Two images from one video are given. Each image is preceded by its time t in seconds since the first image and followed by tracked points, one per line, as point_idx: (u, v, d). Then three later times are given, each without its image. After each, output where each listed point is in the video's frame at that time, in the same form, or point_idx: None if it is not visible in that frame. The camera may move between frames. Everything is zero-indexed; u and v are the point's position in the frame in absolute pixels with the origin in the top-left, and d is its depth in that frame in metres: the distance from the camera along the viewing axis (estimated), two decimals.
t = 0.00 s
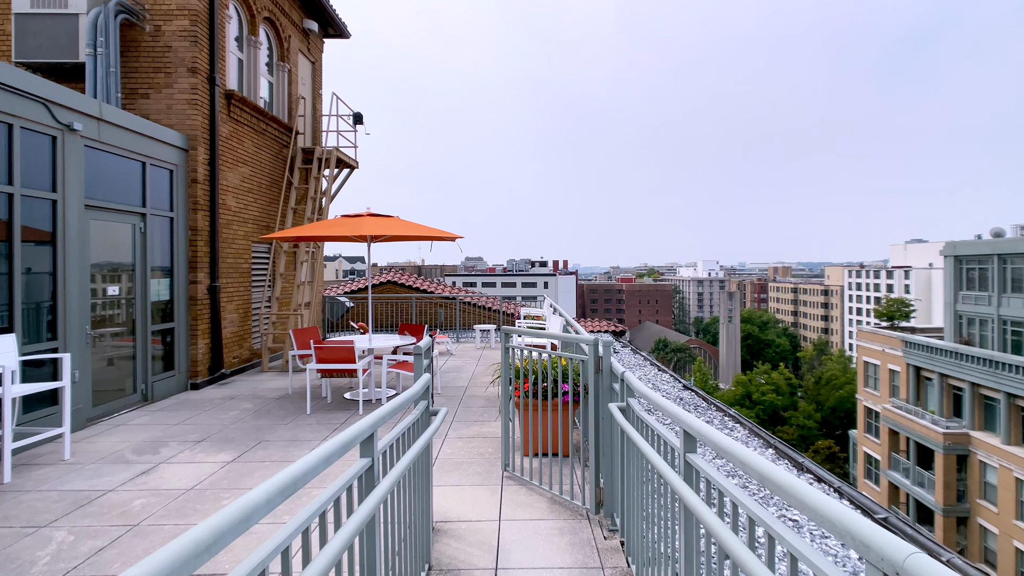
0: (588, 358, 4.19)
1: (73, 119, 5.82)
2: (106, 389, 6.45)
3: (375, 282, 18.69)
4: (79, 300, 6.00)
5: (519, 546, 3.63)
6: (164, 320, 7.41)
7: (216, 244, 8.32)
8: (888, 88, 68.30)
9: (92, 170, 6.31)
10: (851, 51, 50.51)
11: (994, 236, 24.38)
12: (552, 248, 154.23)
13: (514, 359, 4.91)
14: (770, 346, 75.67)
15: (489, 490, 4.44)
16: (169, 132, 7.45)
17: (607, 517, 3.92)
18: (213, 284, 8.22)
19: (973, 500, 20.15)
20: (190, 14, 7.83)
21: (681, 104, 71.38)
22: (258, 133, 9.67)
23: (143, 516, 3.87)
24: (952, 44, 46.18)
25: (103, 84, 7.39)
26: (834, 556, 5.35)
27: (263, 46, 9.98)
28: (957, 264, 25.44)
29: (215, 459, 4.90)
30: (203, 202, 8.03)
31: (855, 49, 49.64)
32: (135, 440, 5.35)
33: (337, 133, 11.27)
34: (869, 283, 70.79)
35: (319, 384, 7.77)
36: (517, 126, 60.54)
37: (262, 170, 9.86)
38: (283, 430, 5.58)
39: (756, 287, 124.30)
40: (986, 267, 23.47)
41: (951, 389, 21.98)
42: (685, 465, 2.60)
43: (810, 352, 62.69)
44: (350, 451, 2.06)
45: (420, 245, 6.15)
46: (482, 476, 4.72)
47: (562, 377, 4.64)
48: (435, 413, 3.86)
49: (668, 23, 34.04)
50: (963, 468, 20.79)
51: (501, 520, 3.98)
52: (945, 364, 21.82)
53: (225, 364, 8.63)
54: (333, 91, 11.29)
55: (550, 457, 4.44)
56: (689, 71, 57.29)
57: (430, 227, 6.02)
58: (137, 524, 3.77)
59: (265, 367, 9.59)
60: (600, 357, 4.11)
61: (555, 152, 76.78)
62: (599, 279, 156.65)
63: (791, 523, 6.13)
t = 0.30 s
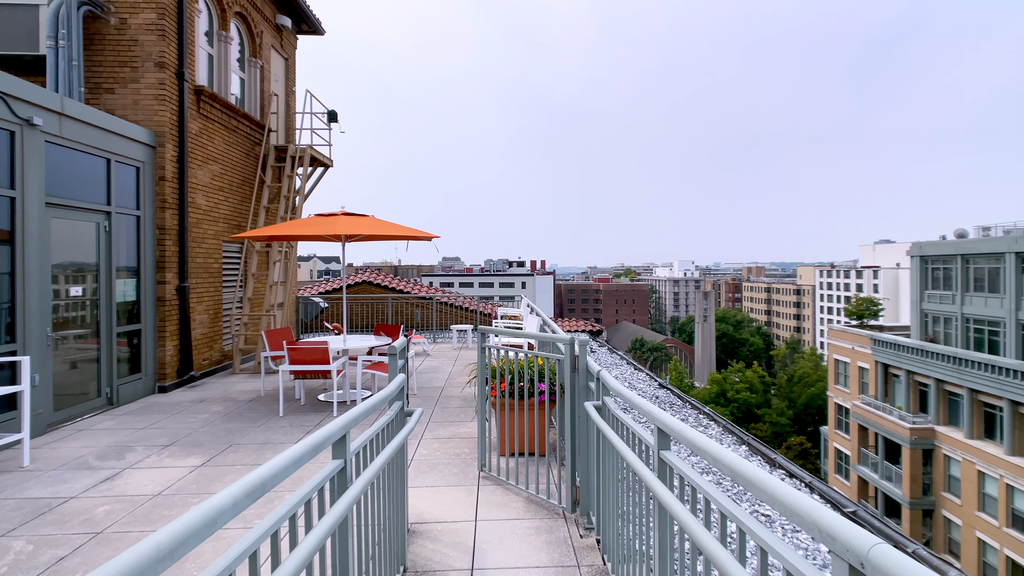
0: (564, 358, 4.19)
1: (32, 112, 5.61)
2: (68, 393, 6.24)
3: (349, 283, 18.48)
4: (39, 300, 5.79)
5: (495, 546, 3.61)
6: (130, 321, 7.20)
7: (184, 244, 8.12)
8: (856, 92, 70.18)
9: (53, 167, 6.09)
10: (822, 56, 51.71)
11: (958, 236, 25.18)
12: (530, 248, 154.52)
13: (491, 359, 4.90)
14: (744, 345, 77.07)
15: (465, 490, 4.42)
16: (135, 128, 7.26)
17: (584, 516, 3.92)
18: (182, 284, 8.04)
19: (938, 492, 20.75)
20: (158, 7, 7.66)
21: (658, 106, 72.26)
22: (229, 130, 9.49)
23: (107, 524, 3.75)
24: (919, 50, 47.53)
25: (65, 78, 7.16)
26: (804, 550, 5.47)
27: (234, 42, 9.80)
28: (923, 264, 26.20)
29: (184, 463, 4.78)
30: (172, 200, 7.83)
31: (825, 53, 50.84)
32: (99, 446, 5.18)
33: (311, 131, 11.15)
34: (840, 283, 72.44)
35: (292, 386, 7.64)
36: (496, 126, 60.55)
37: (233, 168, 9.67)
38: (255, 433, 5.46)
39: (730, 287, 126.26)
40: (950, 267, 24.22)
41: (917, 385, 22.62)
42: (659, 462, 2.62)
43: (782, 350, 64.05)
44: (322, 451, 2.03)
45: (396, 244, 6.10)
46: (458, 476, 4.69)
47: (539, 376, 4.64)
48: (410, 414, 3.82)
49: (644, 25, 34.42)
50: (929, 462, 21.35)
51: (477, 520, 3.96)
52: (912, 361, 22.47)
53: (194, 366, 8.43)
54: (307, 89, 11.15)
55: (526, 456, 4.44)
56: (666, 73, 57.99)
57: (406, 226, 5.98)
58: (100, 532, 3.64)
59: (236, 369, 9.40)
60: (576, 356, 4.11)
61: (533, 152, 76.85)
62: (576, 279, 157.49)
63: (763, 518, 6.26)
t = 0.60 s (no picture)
0: (540, 356, 4.20)
1: None
2: (28, 398, 6.02)
3: (322, 283, 18.26)
4: None
5: (471, 547, 3.59)
6: (93, 323, 6.98)
7: (152, 243, 7.94)
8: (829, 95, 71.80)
9: (13, 163, 5.87)
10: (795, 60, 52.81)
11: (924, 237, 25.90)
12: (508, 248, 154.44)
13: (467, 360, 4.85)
14: (719, 344, 78.38)
15: (441, 491, 4.40)
16: (100, 124, 7.06)
17: (559, 515, 3.93)
18: (149, 285, 7.85)
19: (905, 486, 21.34)
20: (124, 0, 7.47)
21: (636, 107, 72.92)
22: (199, 127, 9.30)
23: (68, 532, 3.62)
24: (887, 55, 48.92)
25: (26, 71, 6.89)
26: (774, 543, 5.59)
27: (204, 36, 9.61)
28: (890, 264, 26.88)
29: (152, 467, 4.66)
30: (138, 197, 7.65)
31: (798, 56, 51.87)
32: (60, 451, 5.01)
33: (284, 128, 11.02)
34: (811, 282, 74.20)
35: (264, 388, 7.49)
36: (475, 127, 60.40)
37: (203, 165, 9.48)
38: (225, 436, 5.35)
39: (705, 287, 128.35)
40: (917, 267, 24.89)
41: (885, 382, 23.22)
42: (633, 459, 2.64)
43: (756, 349, 65.20)
44: (293, 453, 2.00)
45: (371, 243, 6.02)
46: (435, 477, 4.64)
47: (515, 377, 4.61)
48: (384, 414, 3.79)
49: (622, 27, 34.71)
50: (896, 456, 21.95)
51: (454, 521, 3.93)
52: (880, 358, 23.04)
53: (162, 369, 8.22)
54: (280, 85, 11.00)
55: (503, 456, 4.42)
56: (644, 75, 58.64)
57: (381, 225, 5.92)
58: (62, 540, 3.52)
59: (207, 371, 9.18)
60: (552, 355, 4.12)
61: (512, 153, 76.93)
62: (554, 279, 157.93)
63: (735, 514, 6.38)
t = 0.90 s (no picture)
0: (516, 356, 4.18)
1: None
2: None
3: (295, 283, 18.02)
4: None
5: (446, 548, 3.56)
6: (53, 325, 6.75)
7: (117, 243, 7.73)
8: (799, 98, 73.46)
9: None
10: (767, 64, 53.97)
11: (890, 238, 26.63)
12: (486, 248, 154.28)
13: (443, 359, 4.80)
14: (694, 343, 79.66)
15: (416, 492, 4.35)
16: (61, 118, 6.84)
17: (535, 514, 3.92)
18: (114, 284, 7.63)
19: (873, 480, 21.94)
20: None
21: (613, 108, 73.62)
22: (167, 123, 9.08)
23: (27, 540, 3.49)
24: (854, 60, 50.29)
25: None
26: (746, 539, 5.68)
27: (171, 30, 9.39)
28: (859, 264, 27.56)
29: (117, 473, 4.53)
30: (102, 195, 7.43)
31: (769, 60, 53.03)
32: (18, 458, 4.82)
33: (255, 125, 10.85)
34: (783, 282, 75.84)
35: (235, 391, 7.33)
36: (453, 126, 60.26)
37: (171, 163, 9.26)
38: (194, 439, 5.22)
39: (681, 287, 130.17)
40: (884, 267, 25.57)
41: (854, 379, 23.80)
42: (607, 458, 2.64)
43: (730, 348, 66.34)
44: (260, 455, 1.95)
45: (346, 242, 5.96)
46: (409, 479, 4.59)
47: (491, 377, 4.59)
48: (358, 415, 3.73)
49: (599, 28, 35.04)
50: (864, 452, 22.55)
51: (428, 522, 3.90)
52: (850, 356, 23.60)
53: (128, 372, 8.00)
54: (251, 82, 10.84)
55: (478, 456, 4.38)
56: (620, 76, 59.13)
57: (356, 224, 5.85)
58: (20, 548, 3.39)
59: (175, 374, 8.95)
60: (528, 354, 4.10)
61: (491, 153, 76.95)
62: (532, 279, 158.31)
63: (709, 512, 6.47)
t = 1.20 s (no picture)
0: (490, 354, 4.17)
1: None
2: None
3: (266, 283, 17.69)
4: None
5: (420, 548, 3.53)
6: (9, 327, 6.50)
7: (78, 242, 7.50)
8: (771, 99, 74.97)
9: None
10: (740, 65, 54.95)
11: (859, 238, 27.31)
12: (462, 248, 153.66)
13: (418, 359, 4.76)
14: (669, 342, 80.79)
15: (390, 493, 4.30)
16: (19, 113, 6.60)
17: (510, 514, 3.91)
18: (75, 285, 7.40)
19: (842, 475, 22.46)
20: None
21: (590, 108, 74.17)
22: (132, 119, 8.85)
23: None
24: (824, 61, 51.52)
25: None
26: (718, 534, 5.76)
27: (136, 22, 9.15)
28: (828, 264, 28.23)
29: (79, 480, 4.37)
30: (61, 192, 7.19)
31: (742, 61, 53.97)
32: None
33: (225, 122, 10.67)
34: (756, 281, 77.31)
35: (203, 393, 7.15)
36: (431, 125, 59.94)
37: (136, 159, 9.01)
38: (160, 444, 5.08)
39: (656, 287, 131.78)
40: (853, 267, 26.21)
41: (824, 376, 24.36)
42: (580, 455, 2.64)
43: (705, 347, 67.41)
44: (225, 456, 1.90)
45: (318, 241, 5.87)
46: (384, 480, 4.53)
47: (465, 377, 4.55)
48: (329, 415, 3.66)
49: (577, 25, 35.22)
50: (834, 447, 23.08)
51: (403, 523, 3.85)
52: (820, 353, 24.12)
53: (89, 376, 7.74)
54: (221, 77, 10.64)
55: (454, 457, 4.34)
56: (596, 76, 59.37)
57: (329, 222, 5.77)
58: None
59: (140, 378, 8.70)
60: (502, 353, 4.10)
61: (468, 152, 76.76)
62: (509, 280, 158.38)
63: (682, 508, 6.56)
